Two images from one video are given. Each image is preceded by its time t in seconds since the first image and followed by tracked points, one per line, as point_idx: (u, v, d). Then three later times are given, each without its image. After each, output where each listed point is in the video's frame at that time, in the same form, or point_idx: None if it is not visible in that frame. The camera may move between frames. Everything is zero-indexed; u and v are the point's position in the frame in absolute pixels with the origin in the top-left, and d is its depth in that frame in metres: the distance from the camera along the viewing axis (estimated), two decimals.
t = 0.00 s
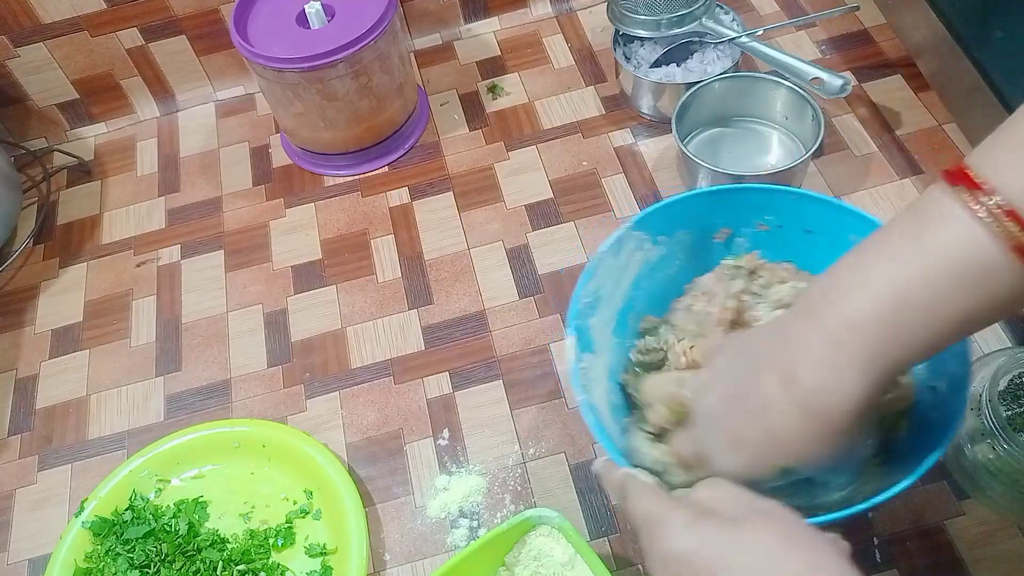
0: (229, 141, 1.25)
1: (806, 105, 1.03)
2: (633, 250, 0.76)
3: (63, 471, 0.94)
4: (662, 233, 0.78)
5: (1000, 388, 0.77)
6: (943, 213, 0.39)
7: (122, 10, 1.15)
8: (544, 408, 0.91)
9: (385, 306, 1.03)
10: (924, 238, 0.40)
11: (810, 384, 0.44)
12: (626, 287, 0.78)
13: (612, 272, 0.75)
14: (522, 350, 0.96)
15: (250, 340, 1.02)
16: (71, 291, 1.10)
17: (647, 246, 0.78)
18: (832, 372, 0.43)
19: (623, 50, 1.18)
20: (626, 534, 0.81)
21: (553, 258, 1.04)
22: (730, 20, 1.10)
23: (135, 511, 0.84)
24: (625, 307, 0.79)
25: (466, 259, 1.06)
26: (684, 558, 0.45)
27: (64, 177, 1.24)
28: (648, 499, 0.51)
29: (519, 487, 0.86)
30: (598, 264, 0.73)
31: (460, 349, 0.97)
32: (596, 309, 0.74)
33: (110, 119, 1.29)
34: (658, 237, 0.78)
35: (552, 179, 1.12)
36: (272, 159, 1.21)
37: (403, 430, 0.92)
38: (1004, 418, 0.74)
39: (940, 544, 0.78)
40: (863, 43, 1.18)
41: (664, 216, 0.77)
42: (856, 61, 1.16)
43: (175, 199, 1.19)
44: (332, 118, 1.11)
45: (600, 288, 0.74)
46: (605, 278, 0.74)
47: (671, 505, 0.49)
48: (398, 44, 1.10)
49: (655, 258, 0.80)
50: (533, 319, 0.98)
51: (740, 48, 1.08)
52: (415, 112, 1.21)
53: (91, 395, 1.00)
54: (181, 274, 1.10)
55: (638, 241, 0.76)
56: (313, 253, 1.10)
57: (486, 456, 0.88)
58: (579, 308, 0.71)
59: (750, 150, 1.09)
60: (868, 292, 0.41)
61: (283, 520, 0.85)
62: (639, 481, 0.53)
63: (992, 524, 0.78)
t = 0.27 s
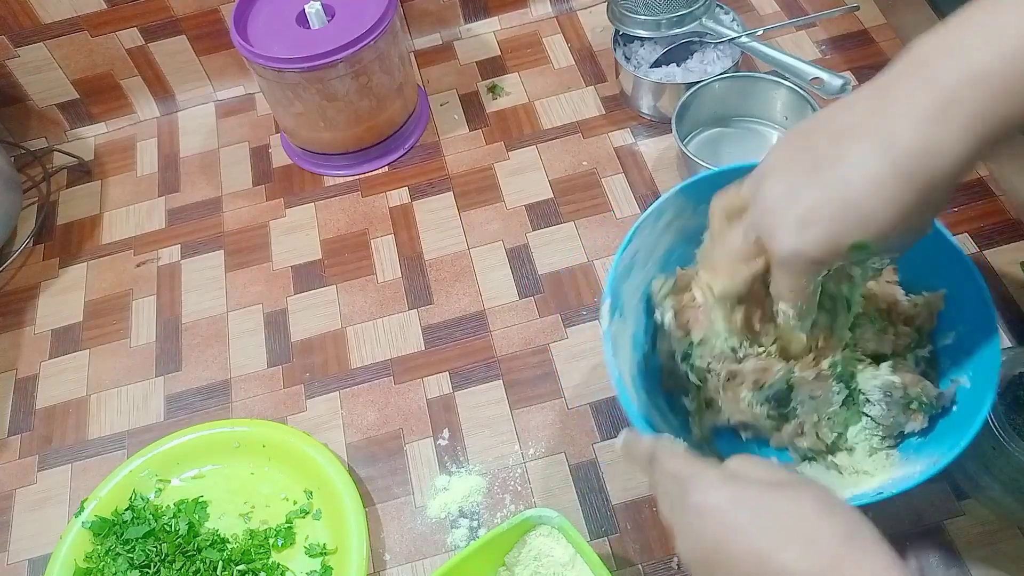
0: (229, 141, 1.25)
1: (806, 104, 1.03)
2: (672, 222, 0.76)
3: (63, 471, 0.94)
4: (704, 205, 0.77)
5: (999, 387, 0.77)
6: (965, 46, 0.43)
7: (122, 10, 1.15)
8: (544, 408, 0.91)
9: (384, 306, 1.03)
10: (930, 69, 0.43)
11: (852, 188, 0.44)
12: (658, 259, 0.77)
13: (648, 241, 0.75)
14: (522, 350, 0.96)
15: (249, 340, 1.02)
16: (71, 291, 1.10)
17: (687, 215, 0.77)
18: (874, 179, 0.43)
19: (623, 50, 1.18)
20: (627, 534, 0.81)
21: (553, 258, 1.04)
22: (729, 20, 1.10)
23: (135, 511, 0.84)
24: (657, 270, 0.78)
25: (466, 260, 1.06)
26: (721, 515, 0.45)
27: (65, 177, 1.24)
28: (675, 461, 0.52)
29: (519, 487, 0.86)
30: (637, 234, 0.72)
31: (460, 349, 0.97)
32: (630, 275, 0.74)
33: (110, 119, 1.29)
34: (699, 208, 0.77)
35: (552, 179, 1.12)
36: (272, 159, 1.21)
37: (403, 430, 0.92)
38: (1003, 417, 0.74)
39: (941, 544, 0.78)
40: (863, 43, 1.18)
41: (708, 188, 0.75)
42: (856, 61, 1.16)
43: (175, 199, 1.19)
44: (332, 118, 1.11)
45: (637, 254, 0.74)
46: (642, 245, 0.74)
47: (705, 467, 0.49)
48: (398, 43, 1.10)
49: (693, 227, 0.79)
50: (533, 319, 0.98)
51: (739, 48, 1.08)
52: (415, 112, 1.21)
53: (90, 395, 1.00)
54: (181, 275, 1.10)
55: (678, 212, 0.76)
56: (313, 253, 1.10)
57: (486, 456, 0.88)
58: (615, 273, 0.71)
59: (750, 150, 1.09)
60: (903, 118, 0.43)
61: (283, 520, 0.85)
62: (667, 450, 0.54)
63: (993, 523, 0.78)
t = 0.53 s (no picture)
0: (229, 141, 1.25)
1: (806, 105, 1.03)
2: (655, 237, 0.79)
3: (63, 471, 0.94)
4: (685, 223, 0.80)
5: (1000, 388, 0.77)
6: (995, 144, 0.41)
7: (122, 10, 1.15)
8: (544, 408, 0.91)
9: (384, 306, 1.03)
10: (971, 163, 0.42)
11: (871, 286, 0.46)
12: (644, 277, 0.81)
13: (632, 260, 0.78)
14: (522, 350, 0.96)
15: (250, 340, 1.02)
16: (71, 291, 1.10)
17: (669, 237, 0.80)
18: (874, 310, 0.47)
19: (623, 50, 1.18)
20: (627, 534, 0.81)
21: (553, 258, 1.04)
22: (730, 20, 1.10)
23: (135, 511, 0.84)
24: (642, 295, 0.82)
25: (466, 259, 1.06)
26: (724, 535, 0.43)
27: (65, 177, 1.24)
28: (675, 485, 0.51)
29: (519, 487, 0.86)
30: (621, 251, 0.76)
31: (460, 348, 0.97)
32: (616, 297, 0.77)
33: (110, 119, 1.29)
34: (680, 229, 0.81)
35: (552, 179, 1.12)
36: (272, 159, 1.21)
37: (403, 430, 0.92)
38: (1004, 418, 0.74)
39: (941, 544, 0.78)
40: (863, 43, 1.18)
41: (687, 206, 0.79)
42: (856, 61, 1.16)
43: (175, 199, 1.19)
44: (332, 118, 1.11)
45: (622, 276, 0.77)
46: (625, 266, 0.77)
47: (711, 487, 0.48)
48: (398, 43, 1.10)
49: (676, 249, 0.82)
50: (533, 319, 0.98)
51: (740, 48, 1.08)
52: (415, 112, 1.21)
53: (90, 395, 1.00)
54: (181, 274, 1.10)
55: (661, 231, 0.79)
56: (313, 253, 1.10)
57: (486, 456, 0.88)
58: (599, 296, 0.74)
59: (750, 150, 1.09)
60: (936, 208, 0.43)
61: (283, 520, 0.85)
62: (664, 475, 0.54)
63: (993, 523, 0.78)
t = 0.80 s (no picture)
0: (229, 141, 1.25)
1: (806, 105, 1.03)
2: (647, 234, 0.79)
3: (63, 471, 0.94)
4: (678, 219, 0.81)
5: (1000, 388, 0.77)
6: (925, 123, 0.37)
7: (122, 10, 1.15)
8: (544, 408, 0.91)
9: (384, 306, 1.03)
10: (898, 143, 0.38)
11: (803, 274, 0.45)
12: (638, 273, 0.82)
13: (623, 256, 0.79)
14: (522, 350, 0.96)
15: (250, 340, 1.02)
16: (71, 291, 1.10)
17: (663, 233, 0.81)
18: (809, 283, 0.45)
19: (623, 50, 1.18)
20: (627, 534, 0.81)
21: (553, 258, 1.04)
22: (730, 20, 1.10)
23: (135, 511, 0.84)
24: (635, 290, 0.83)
25: (466, 260, 1.06)
26: (708, 523, 0.45)
27: (64, 177, 1.24)
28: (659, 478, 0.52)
29: (519, 487, 0.86)
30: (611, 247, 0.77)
31: (460, 349, 0.97)
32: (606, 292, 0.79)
33: (110, 119, 1.29)
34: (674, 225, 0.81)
35: (552, 179, 1.12)
36: (272, 159, 1.21)
37: (403, 430, 0.92)
38: (1004, 418, 0.74)
39: (941, 544, 0.78)
40: (863, 43, 1.18)
41: (680, 203, 0.79)
42: (856, 61, 1.16)
43: (176, 199, 1.19)
44: (332, 118, 1.11)
45: (613, 272, 0.78)
46: (616, 262, 0.79)
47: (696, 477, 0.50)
48: (398, 43, 1.10)
49: (671, 245, 0.83)
50: (533, 319, 0.98)
51: (740, 48, 1.08)
52: (415, 112, 1.21)
53: (91, 395, 1.00)
54: (181, 275, 1.10)
55: (653, 228, 0.79)
56: (313, 253, 1.10)
57: (486, 456, 0.88)
58: (588, 292, 0.75)
59: (750, 150, 1.09)
60: (862, 180, 0.40)
61: (283, 520, 0.85)
62: (647, 467, 0.55)
63: (993, 523, 0.78)
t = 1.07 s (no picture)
0: (229, 142, 1.25)
1: (806, 105, 1.03)
2: (654, 224, 0.81)
3: (63, 471, 0.94)
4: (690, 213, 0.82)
5: (1000, 388, 0.77)
6: (973, 68, 0.40)
7: (122, 10, 1.15)
8: (544, 408, 0.91)
9: (384, 306, 1.03)
10: (954, 80, 0.41)
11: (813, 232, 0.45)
12: (640, 260, 0.83)
13: (627, 241, 0.80)
14: (522, 350, 0.96)
15: (250, 340, 1.02)
16: (71, 291, 1.10)
17: (671, 225, 0.82)
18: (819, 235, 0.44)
19: (623, 50, 1.18)
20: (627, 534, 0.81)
21: (553, 258, 1.04)
22: (729, 20, 1.10)
23: (135, 511, 0.84)
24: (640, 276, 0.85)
25: (466, 259, 1.06)
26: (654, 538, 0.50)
27: (64, 177, 1.24)
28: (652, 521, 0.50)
29: (519, 487, 0.86)
30: (610, 231, 0.78)
31: (460, 349, 0.97)
32: (604, 271, 0.80)
33: (110, 119, 1.29)
34: (686, 218, 0.82)
35: (552, 179, 1.12)
36: (272, 159, 1.21)
37: (403, 430, 0.92)
38: (1004, 418, 0.74)
39: (940, 544, 0.78)
40: (863, 43, 1.18)
41: (689, 198, 0.80)
42: (856, 61, 1.16)
43: (176, 199, 1.19)
44: (332, 118, 1.11)
45: (613, 252, 0.80)
46: (619, 244, 0.80)
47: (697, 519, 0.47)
48: (398, 43, 1.10)
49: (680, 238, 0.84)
50: (533, 319, 0.98)
51: (740, 48, 1.08)
52: (415, 112, 1.21)
53: (91, 395, 1.00)
54: (181, 275, 1.10)
55: (661, 219, 0.81)
56: (313, 253, 1.10)
57: (486, 456, 0.88)
58: (579, 267, 0.77)
59: (750, 150, 1.09)
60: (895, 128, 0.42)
61: (283, 520, 0.85)
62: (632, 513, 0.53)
63: (992, 523, 0.78)
